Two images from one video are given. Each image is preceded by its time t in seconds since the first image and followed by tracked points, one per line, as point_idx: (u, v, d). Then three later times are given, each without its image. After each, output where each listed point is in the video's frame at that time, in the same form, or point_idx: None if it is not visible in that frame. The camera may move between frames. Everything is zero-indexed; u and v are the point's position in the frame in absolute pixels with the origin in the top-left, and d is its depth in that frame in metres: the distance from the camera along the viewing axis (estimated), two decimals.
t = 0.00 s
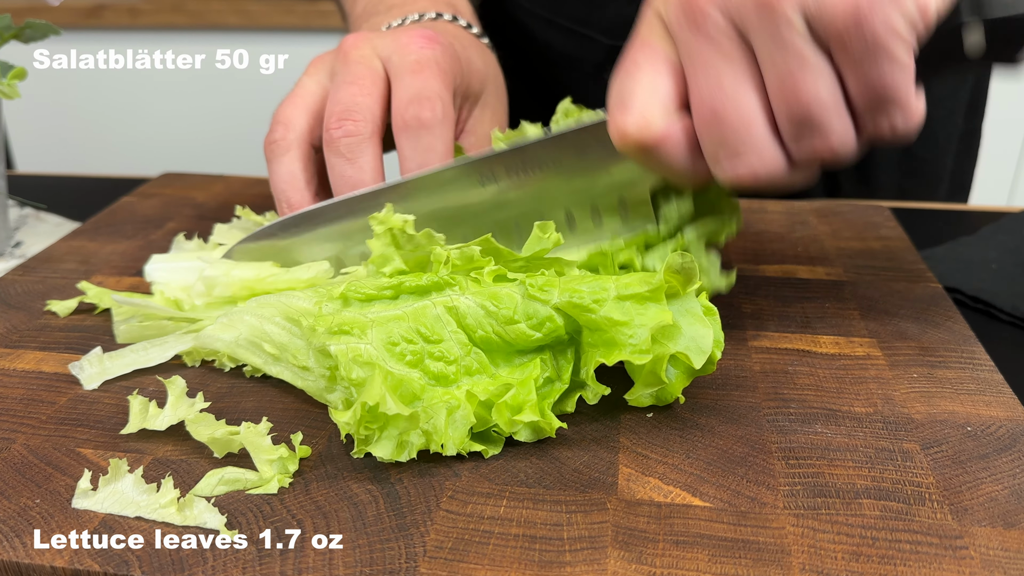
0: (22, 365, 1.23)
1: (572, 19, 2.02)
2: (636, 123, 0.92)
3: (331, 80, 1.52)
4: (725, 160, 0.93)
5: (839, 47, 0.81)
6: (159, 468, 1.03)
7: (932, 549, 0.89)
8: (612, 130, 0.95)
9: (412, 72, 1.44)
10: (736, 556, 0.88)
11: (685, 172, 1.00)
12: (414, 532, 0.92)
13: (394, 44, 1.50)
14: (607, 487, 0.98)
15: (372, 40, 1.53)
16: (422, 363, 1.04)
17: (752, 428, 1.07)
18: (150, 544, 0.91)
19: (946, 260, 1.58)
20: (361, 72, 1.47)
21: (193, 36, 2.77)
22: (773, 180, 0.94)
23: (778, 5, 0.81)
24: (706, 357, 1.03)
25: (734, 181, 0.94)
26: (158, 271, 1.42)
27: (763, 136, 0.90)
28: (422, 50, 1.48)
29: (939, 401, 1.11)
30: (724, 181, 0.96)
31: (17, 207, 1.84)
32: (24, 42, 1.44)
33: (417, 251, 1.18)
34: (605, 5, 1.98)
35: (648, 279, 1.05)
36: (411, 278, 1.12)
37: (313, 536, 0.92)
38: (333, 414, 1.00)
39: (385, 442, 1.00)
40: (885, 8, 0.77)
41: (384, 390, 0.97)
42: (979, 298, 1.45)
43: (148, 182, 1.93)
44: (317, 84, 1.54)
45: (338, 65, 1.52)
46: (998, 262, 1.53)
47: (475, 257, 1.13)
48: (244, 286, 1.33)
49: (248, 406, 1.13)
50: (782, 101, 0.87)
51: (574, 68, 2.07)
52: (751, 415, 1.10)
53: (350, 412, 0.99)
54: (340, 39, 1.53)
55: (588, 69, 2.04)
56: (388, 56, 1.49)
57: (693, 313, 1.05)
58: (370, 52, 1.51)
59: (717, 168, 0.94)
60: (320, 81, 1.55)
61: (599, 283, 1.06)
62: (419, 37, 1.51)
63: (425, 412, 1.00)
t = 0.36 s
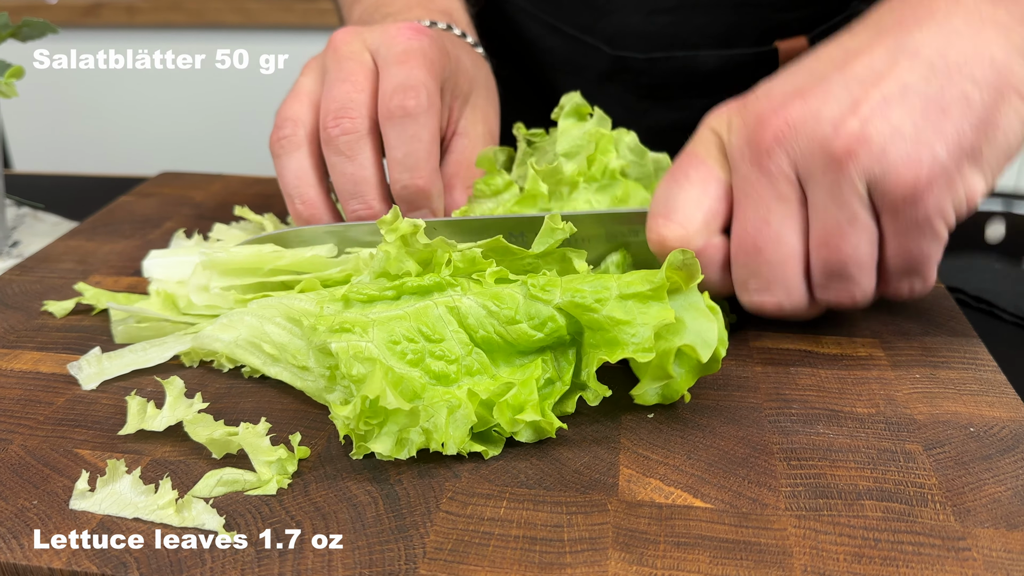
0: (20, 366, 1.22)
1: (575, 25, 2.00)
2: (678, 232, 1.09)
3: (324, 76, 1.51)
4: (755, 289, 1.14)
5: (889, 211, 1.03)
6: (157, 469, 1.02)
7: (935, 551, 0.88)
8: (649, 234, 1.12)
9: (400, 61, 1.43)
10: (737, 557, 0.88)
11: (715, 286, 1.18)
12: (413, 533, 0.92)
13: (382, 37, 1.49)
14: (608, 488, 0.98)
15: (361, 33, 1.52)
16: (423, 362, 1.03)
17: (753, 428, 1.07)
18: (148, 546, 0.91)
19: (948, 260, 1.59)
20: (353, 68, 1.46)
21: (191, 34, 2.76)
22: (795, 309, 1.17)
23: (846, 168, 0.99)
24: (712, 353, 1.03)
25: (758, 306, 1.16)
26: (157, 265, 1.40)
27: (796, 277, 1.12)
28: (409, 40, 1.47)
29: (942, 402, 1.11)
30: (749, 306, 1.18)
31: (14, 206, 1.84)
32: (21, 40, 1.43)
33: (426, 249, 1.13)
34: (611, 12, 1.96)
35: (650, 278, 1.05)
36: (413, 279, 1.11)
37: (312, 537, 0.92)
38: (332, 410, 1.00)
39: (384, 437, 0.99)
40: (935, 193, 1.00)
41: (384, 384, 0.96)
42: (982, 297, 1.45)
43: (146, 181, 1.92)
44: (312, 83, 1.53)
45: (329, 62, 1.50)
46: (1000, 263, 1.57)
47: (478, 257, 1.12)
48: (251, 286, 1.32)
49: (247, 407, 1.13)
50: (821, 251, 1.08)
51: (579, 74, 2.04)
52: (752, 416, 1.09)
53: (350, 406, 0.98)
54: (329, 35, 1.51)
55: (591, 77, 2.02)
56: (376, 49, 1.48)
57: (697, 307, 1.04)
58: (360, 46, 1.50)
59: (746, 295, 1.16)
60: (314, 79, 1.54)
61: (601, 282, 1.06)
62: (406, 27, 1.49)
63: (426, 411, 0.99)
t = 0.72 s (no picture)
0: (17, 366, 1.21)
1: (585, 18, 1.98)
2: (723, 235, 1.11)
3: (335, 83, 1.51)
4: (800, 292, 1.18)
5: (939, 213, 1.10)
6: (155, 470, 1.01)
7: (937, 552, 0.88)
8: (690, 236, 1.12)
9: (414, 76, 1.46)
10: (738, 559, 0.87)
11: (753, 293, 1.21)
12: (413, 534, 0.91)
13: (395, 48, 1.51)
14: (609, 489, 0.97)
15: (373, 41, 1.54)
16: (423, 367, 1.02)
17: (755, 429, 1.06)
18: (146, 547, 0.90)
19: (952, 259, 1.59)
20: (366, 76, 1.47)
21: (189, 32, 2.75)
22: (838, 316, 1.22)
23: (897, 171, 1.06)
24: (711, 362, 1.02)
25: (800, 311, 1.21)
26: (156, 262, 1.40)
27: (839, 284, 1.17)
28: (423, 55, 1.49)
29: (944, 403, 1.10)
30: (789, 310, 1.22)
31: (12, 206, 1.83)
32: (18, 38, 1.42)
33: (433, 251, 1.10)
34: (622, 8, 1.95)
35: (651, 283, 1.04)
36: (412, 280, 1.10)
37: (311, 539, 0.91)
38: (332, 421, 0.97)
39: (385, 448, 0.98)
40: (986, 197, 1.08)
41: (384, 396, 0.95)
42: (985, 298, 1.45)
43: (144, 181, 1.91)
44: (322, 86, 1.53)
45: (340, 67, 1.51)
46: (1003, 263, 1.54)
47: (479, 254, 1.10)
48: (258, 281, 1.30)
49: (246, 407, 1.12)
50: (866, 254, 1.13)
51: (587, 71, 2.04)
52: (754, 417, 1.08)
53: (349, 418, 0.97)
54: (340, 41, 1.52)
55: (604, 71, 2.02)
56: (389, 60, 1.50)
57: (698, 315, 1.04)
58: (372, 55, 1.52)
59: (786, 298, 1.20)
60: (325, 83, 1.54)
61: (602, 286, 1.04)
62: (420, 39, 1.51)
63: (426, 416, 0.99)
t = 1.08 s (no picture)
0: (15, 366, 1.21)
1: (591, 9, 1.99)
2: None
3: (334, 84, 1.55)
4: None
5: None
6: (153, 470, 1.01)
7: (940, 553, 0.87)
8: None
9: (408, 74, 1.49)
10: (739, 560, 0.87)
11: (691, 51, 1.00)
12: (412, 536, 0.91)
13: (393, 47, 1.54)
14: (610, 490, 0.96)
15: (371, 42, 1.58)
16: (417, 374, 1.02)
17: (757, 430, 1.05)
18: (145, 549, 0.90)
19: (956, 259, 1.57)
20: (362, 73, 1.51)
21: (188, 30, 2.74)
22: None
23: None
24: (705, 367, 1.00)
25: None
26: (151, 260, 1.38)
27: None
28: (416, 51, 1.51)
29: (947, 403, 1.10)
30: None
31: (9, 205, 1.82)
32: (16, 37, 1.41)
33: (421, 256, 1.08)
34: None
35: (647, 286, 0.99)
36: (400, 284, 1.08)
37: (310, 541, 0.90)
38: (329, 440, 0.95)
39: (384, 462, 0.97)
40: None
41: (379, 412, 0.95)
42: (989, 297, 1.44)
43: (142, 180, 1.91)
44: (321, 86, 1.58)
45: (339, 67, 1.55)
46: (1006, 263, 1.54)
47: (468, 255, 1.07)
48: (246, 275, 1.26)
49: (244, 408, 1.12)
50: None
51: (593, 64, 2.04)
52: (755, 418, 1.08)
53: (345, 436, 0.96)
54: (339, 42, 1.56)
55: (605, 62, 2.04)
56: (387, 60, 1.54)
57: (693, 323, 1.01)
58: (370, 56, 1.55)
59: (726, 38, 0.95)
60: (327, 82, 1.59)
61: (596, 289, 1.00)
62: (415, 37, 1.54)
63: (421, 425, 0.98)
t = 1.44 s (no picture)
0: (12, 367, 1.20)
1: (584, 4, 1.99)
2: None
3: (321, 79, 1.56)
4: (697, 14, 1.01)
5: None
6: (152, 471, 1.00)
7: (942, 555, 0.86)
8: None
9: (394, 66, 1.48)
10: (741, 562, 0.86)
11: (659, 41, 1.09)
12: (411, 537, 0.90)
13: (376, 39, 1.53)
14: (611, 491, 0.96)
15: (355, 33, 1.57)
16: (417, 375, 1.01)
17: (758, 431, 1.05)
18: (143, 550, 0.89)
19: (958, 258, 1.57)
20: (348, 67, 1.50)
21: (187, 28, 2.73)
22: (742, 38, 1.02)
23: None
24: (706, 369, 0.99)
25: (703, 37, 1.02)
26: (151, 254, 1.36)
27: None
28: (401, 43, 1.50)
29: (949, 403, 1.09)
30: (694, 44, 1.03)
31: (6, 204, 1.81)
32: (12, 35, 1.41)
33: (421, 256, 1.07)
34: None
35: (648, 286, 0.98)
36: (400, 284, 1.08)
37: (309, 543, 0.90)
38: (328, 441, 0.95)
39: (383, 464, 0.96)
40: None
41: (379, 413, 0.94)
42: (992, 297, 1.45)
43: (140, 179, 1.90)
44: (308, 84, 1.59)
45: (325, 62, 1.55)
46: (1009, 262, 1.52)
47: (467, 256, 1.06)
48: (246, 275, 1.25)
49: (243, 409, 1.11)
50: None
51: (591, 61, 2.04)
52: (757, 418, 1.07)
53: (345, 436, 0.95)
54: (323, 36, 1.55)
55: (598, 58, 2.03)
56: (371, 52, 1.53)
57: (694, 324, 1.00)
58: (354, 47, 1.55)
59: (689, 26, 1.02)
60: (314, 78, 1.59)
61: (597, 290, 0.99)
62: (400, 27, 1.53)
63: (421, 426, 0.98)
